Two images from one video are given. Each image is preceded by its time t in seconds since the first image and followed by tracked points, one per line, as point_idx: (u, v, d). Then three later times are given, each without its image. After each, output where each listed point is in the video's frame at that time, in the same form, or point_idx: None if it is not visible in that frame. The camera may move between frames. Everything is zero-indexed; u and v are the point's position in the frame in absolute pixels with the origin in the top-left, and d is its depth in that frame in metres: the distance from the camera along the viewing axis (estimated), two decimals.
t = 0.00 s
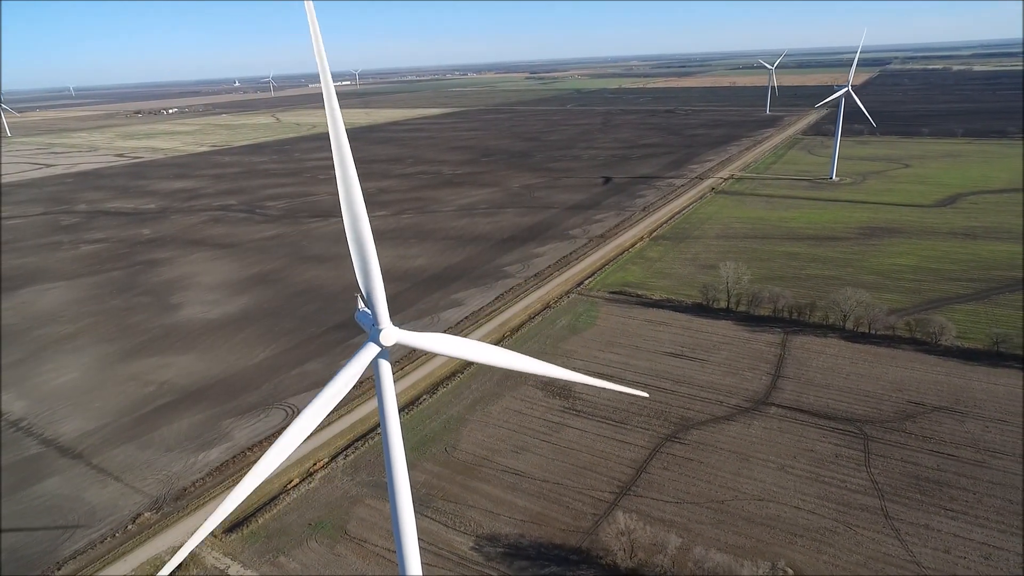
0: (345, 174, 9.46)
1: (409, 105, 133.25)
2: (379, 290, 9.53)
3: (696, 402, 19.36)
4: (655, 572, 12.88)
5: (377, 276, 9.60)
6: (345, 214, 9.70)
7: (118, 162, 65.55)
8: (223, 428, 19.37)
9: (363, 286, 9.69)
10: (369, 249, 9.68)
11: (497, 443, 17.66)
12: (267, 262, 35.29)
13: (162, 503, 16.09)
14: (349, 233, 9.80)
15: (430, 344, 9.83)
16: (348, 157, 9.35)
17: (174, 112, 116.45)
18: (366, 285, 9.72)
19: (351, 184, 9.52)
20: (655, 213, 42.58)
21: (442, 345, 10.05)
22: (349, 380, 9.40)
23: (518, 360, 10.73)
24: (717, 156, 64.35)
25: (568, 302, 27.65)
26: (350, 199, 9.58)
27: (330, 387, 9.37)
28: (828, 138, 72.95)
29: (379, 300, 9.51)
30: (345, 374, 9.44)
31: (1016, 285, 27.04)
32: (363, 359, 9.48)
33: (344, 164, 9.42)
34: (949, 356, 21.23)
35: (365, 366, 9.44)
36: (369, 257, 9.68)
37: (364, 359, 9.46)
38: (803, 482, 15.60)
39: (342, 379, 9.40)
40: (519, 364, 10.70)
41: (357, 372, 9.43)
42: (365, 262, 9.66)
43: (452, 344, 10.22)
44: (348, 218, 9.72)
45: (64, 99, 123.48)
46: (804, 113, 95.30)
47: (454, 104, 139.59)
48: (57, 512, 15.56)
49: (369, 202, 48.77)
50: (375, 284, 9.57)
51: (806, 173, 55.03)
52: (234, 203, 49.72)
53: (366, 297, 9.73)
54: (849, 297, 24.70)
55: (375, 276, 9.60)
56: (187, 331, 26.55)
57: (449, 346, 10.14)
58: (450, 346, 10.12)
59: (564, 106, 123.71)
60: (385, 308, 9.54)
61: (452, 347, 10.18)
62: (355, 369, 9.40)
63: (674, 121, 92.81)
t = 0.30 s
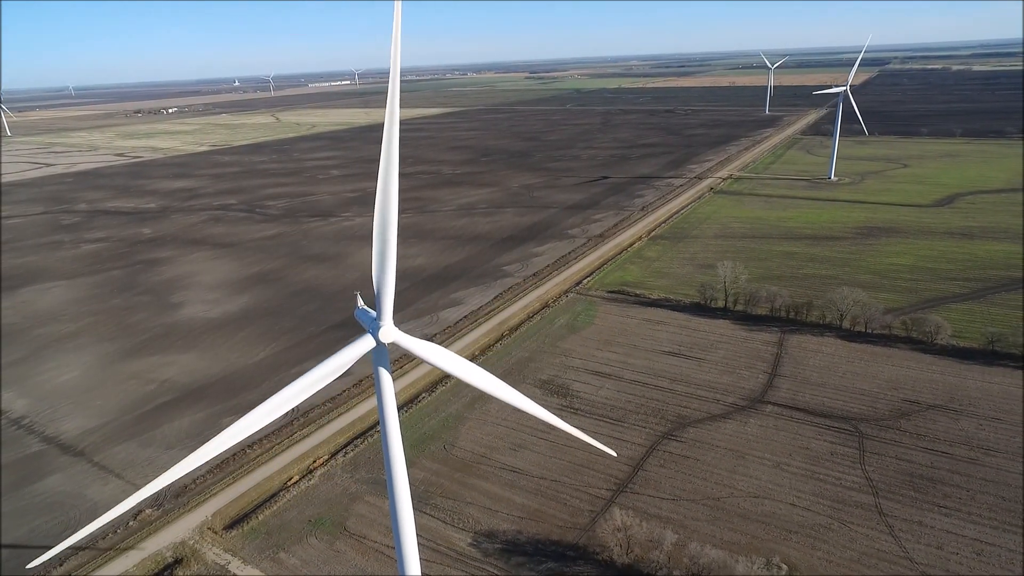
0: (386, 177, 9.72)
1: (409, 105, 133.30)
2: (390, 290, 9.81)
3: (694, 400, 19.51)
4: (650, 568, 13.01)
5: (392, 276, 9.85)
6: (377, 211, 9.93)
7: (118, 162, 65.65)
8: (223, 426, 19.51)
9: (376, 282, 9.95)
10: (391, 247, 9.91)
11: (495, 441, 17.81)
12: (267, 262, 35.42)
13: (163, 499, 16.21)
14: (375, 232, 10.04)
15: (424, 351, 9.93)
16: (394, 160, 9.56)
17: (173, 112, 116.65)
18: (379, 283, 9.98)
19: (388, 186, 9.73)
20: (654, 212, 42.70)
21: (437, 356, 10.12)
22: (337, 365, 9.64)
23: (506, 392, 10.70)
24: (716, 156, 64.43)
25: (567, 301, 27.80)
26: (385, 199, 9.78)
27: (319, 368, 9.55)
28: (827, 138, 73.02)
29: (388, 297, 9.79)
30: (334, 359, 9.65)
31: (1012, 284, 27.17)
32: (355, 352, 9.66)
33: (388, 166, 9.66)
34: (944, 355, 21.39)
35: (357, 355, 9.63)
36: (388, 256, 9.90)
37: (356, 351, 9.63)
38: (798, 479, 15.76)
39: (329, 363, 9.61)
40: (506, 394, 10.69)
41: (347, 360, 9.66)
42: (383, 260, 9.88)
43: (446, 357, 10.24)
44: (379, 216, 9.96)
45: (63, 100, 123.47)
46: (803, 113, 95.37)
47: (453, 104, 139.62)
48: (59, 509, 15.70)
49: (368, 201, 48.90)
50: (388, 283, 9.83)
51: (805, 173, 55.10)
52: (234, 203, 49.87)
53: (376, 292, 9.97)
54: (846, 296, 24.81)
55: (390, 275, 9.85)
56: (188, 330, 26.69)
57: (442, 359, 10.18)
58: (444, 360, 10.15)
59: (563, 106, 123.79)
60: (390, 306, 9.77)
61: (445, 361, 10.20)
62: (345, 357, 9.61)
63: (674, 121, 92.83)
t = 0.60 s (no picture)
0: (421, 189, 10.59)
1: (409, 105, 133.30)
2: (399, 290, 10.21)
3: (691, 398, 19.67)
4: (646, 564, 13.16)
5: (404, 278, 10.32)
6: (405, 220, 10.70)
7: (118, 162, 65.72)
8: (224, 424, 19.65)
9: (388, 282, 10.36)
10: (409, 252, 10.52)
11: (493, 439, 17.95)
12: (267, 261, 35.55)
13: (165, 496, 16.35)
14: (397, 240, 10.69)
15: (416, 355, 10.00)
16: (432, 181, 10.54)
17: (173, 112, 116.81)
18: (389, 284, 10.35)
19: (420, 203, 10.63)
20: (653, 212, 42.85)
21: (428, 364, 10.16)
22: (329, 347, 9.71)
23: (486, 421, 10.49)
24: (715, 156, 64.53)
25: (565, 300, 27.95)
26: (414, 211, 10.61)
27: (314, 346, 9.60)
28: (826, 138, 73.12)
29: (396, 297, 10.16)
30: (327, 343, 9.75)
31: (1008, 284, 27.32)
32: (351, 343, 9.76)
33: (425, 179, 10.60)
34: (940, 354, 21.54)
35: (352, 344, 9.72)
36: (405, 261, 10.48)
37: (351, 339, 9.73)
38: (794, 477, 15.91)
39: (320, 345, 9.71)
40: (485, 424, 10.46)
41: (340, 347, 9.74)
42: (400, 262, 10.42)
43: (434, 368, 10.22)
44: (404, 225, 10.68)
45: (63, 100, 123.48)
46: (802, 114, 95.49)
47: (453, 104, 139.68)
48: (61, 506, 15.84)
49: (368, 201, 49.01)
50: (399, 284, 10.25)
51: (804, 173, 55.22)
52: (234, 203, 49.96)
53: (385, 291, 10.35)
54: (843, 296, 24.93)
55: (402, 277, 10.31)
56: (188, 329, 26.83)
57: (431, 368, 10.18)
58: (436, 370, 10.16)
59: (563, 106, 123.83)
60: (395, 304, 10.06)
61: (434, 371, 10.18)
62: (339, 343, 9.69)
63: (673, 121, 92.89)
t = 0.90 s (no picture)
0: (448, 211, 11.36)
1: (409, 106, 133.40)
2: (406, 296, 10.48)
3: (689, 397, 19.80)
4: (643, 559, 13.30)
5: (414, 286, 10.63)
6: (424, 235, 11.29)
7: (118, 161, 65.85)
8: (225, 422, 19.80)
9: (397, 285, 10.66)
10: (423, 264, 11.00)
11: (492, 437, 18.09)
12: (267, 261, 35.69)
13: (167, 493, 16.51)
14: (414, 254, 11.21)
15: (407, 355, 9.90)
16: (456, 210, 11.37)
17: (173, 112, 116.87)
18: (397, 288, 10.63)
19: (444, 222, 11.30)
20: (652, 212, 43.02)
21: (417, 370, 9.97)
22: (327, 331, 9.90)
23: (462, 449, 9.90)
24: (714, 156, 64.67)
25: (564, 300, 28.10)
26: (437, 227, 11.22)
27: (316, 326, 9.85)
28: (825, 138, 73.29)
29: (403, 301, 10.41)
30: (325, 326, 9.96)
31: (1004, 284, 27.49)
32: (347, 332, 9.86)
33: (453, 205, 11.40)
34: (936, 352, 21.72)
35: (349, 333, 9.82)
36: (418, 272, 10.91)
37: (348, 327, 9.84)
38: (790, 474, 16.06)
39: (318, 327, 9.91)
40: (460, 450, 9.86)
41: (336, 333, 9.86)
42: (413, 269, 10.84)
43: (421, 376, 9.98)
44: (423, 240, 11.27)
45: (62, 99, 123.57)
46: (801, 114, 95.71)
47: (453, 104, 139.70)
48: (65, 502, 16.01)
49: (369, 201, 49.17)
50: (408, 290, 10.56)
51: (803, 173, 55.39)
52: (234, 202, 50.11)
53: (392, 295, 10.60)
54: (840, 295, 25.09)
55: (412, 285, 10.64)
56: (190, 328, 26.99)
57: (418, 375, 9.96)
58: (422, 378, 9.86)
59: (563, 106, 123.94)
60: (398, 308, 10.24)
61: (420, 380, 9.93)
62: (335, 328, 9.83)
63: (673, 121, 93.02)
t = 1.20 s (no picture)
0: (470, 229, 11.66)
1: (409, 106, 133.56)
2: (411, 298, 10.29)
3: (687, 395, 19.94)
4: (640, 555, 13.44)
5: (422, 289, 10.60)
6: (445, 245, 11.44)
7: (119, 161, 66.04)
8: (227, 419, 19.96)
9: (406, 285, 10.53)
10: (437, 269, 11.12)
11: (491, 435, 18.25)
12: (268, 260, 35.84)
13: (169, 490, 16.67)
14: (431, 259, 11.31)
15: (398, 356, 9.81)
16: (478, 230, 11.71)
17: (174, 111, 117.07)
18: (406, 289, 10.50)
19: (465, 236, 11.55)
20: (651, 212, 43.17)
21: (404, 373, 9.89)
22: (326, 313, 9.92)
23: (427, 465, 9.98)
24: (714, 156, 64.84)
25: (563, 299, 28.24)
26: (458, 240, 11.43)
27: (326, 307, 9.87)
28: (825, 138, 73.44)
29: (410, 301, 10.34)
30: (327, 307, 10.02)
31: (1001, 283, 27.64)
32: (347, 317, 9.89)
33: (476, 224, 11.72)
34: (932, 351, 21.88)
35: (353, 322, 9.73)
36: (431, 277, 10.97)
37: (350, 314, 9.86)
38: (786, 471, 16.21)
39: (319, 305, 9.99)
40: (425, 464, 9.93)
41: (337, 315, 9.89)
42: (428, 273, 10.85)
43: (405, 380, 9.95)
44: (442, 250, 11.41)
45: (63, 99, 123.77)
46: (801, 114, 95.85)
47: (453, 103, 139.81)
48: (67, 499, 16.17)
49: (369, 200, 49.32)
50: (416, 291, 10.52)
51: (802, 173, 55.54)
52: (234, 202, 50.27)
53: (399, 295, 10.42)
54: (837, 294, 25.25)
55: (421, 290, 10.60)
56: (191, 326, 27.15)
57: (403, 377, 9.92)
58: (408, 385, 9.89)
59: (563, 106, 124.09)
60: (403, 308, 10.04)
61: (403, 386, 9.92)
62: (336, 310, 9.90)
63: (673, 121, 93.14)
